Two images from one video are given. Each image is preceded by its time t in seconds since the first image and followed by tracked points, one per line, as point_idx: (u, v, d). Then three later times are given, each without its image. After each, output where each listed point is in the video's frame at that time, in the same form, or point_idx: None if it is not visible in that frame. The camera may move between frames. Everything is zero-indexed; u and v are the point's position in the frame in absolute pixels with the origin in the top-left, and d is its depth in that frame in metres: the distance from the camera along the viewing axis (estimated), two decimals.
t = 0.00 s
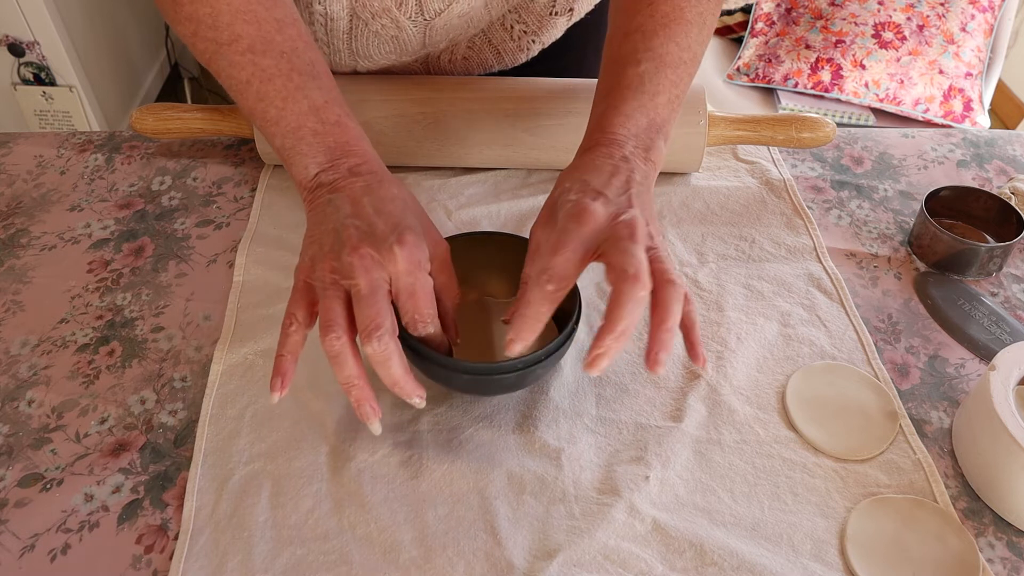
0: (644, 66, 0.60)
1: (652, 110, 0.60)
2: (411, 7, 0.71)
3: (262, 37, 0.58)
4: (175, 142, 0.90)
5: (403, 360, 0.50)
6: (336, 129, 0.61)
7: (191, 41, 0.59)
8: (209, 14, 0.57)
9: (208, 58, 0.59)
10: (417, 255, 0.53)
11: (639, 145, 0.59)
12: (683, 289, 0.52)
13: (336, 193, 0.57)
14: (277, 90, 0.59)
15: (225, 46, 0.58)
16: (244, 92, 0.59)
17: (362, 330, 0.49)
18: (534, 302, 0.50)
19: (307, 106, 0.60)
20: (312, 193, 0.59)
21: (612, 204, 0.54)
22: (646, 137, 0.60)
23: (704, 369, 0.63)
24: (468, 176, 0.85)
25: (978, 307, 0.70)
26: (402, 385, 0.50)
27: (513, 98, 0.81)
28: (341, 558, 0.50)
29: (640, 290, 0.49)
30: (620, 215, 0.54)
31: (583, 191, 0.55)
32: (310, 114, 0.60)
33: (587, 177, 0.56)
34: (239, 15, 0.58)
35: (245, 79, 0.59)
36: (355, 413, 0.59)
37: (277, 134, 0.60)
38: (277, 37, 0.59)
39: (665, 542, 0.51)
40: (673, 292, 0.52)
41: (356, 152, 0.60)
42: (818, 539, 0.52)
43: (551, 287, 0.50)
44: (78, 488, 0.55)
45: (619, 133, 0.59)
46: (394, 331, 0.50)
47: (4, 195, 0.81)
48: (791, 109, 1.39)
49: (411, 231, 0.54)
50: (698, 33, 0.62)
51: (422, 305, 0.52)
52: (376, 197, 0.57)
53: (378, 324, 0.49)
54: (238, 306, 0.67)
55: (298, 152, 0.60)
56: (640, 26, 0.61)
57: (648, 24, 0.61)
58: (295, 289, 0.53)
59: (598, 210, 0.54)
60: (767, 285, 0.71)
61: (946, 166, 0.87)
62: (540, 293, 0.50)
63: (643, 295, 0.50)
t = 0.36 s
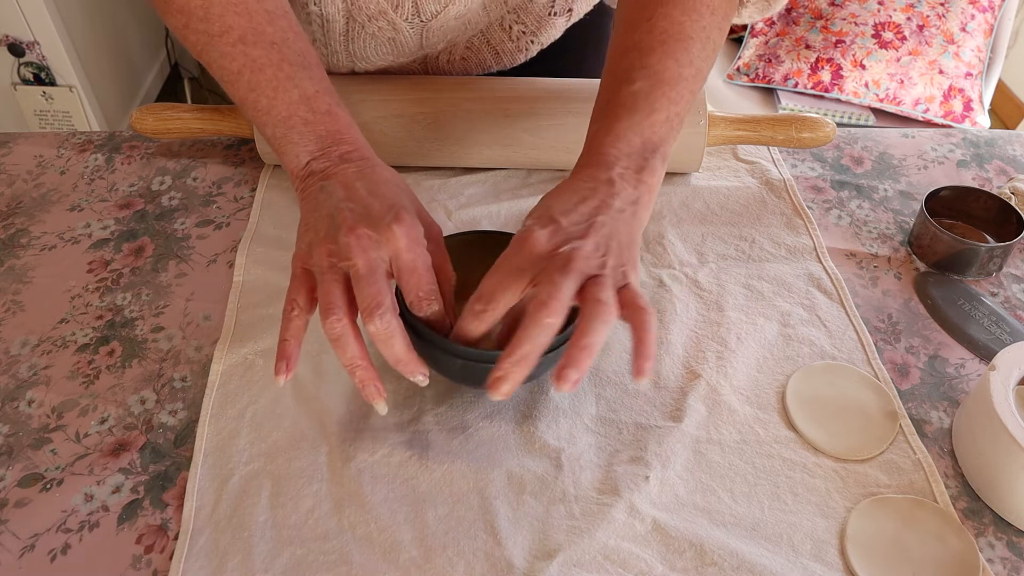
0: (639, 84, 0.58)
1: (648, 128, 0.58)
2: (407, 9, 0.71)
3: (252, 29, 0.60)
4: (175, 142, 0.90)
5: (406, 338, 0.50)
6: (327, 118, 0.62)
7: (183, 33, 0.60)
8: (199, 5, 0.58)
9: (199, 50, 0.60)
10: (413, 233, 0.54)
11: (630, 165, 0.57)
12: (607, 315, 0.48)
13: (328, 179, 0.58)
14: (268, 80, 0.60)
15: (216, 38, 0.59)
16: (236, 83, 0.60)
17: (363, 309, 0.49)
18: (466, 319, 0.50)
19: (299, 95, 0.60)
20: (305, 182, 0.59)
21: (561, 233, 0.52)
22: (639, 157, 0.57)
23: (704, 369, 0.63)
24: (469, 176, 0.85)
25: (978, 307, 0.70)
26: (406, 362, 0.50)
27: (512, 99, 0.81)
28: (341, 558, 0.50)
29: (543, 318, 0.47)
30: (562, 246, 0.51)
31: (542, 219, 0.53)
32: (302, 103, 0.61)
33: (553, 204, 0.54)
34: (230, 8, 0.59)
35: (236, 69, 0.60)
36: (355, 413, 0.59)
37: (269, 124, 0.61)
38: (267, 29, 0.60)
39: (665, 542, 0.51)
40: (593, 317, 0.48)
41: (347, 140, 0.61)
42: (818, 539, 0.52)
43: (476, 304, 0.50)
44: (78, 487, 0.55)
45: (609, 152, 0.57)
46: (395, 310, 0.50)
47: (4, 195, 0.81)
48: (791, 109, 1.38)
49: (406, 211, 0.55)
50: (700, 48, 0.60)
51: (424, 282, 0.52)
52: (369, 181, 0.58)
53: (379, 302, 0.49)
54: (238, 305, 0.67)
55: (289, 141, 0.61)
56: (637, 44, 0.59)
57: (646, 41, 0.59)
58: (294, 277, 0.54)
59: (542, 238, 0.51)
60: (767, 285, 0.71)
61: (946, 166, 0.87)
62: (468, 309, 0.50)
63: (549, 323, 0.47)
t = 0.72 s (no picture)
0: (630, 101, 0.57)
1: (639, 147, 0.57)
2: (404, 10, 0.71)
3: (244, 29, 0.60)
4: (175, 142, 0.90)
5: (397, 327, 0.50)
6: (317, 117, 0.61)
7: (177, 32, 0.60)
8: (191, 4, 0.58)
9: (192, 48, 0.60)
10: (402, 224, 0.54)
11: (617, 185, 0.56)
12: (550, 334, 0.46)
13: (318, 175, 0.58)
14: (259, 78, 0.60)
15: (209, 36, 0.59)
16: (227, 81, 0.60)
17: (354, 300, 0.50)
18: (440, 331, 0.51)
19: (289, 94, 0.60)
20: (294, 180, 0.59)
21: (526, 252, 0.51)
22: (627, 176, 0.56)
23: (705, 370, 0.63)
24: (468, 176, 0.85)
25: (978, 307, 0.70)
26: (398, 350, 0.49)
27: (512, 99, 0.81)
28: (341, 558, 0.50)
29: (483, 331, 0.46)
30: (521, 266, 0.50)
31: (513, 239, 0.53)
32: (292, 103, 0.61)
33: (528, 225, 0.54)
34: (222, 7, 0.59)
35: (228, 68, 0.60)
36: (355, 412, 0.59)
37: (259, 122, 0.61)
38: (258, 28, 0.60)
39: (665, 542, 0.51)
40: (535, 336, 0.46)
41: (336, 138, 0.61)
42: (818, 539, 0.52)
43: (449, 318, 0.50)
44: (78, 488, 0.55)
45: (597, 172, 0.56)
46: (385, 299, 0.50)
47: (4, 196, 0.81)
48: (791, 109, 1.38)
49: (395, 202, 0.56)
50: (698, 62, 0.59)
51: (412, 272, 0.52)
52: (359, 177, 0.58)
53: (369, 291, 0.49)
54: (238, 305, 0.67)
55: (279, 140, 0.60)
56: (632, 61, 0.59)
57: (640, 57, 0.58)
58: (286, 273, 0.54)
59: (505, 257, 0.51)
60: (767, 285, 0.71)
61: (946, 166, 0.87)
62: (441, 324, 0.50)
63: (489, 338, 0.46)
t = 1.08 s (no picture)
0: (638, 106, 0.57)
1: (648, 150, 0.56)
2: (403, 7, 0.71)
3: (251, 30, 0.59)
4: (175, 142, 0.90)
5: (405, 338, 0.50)
6: (326, 119, 0.62)
7: (181, 33, 0.60)
8: (198, 5, 0.58)
9: (198, 50, 0.60)
10: (410, 233, 0.55)
11: (626, 190, 0.56)
12: (537, 331, 0.46)
13: (327, 179, 0.58)
14: (267, 80, 0.60)
15: (215, 38, 0.59)
16: (234, 83, 0.60)
17: (362, 310, 0.49)
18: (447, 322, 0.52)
19: (297, 96, 0.61)
20: (303, 182, 0.60)
21: (529, 248, 0.52)
22: (636, 181, 0.56)
23: (704, 369, 0.63)
24: (468, 176, 0.85)
25: (978, 307, 0.70)
26: (406, 363, 0.50)
27: (512, 99, 0.80)
28: (341, 558, 0.50)
29: (474, 324, 0.46)
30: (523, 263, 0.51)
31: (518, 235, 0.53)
32: (300, 104, 0.61)
33: (534, 223, 0.54)
34: (229, 8, 0.58)
35: (235, 69, 0.60)
36: (355, 413, 0.59)
37: (266, 124, 0.61)
38: (266, 29, 0.60)
39: (665, 542, 0.51)
40: (524, 332, 0.46)
41: (344, 141, 0.61)
42: (818, 539, 0.52)
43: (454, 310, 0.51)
44: (78, 488, 0.55)
45: (606, 177, 0.56)
46: (393, 310, 0.50)
47: (4, 196, 0.81)
48: (791, 110, 1.38)
49: (404, 210, 0.56)
50: (711, 64, 0.58)
51: (417, 282, 0.52)
52: (368, 181, 0.58)
53: (378, 303, 0.49)
54: (238, 305, 0.67)
55: (288, 142, 0.61)
56: (642, 64, 0.59)
57: (651, 60, 0.58)
58: (293, 278, 0.54)
59: (508, 252, 0.51)
60: (767, 285, 0.71)
61: (946, 166, 0.87)
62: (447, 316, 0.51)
63: (481, 331, 0.46)
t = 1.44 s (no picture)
0: (645, 106, 0.57)
1: (655, 151, 0.56)
2: (406, 5, 0.71)
3: (250, 31, 0.59)
4: (175, 142, 0.90)
5: (403, 341, 0.50)
6: (324, 121, 0.62)
7: (180, 33, 0.60)
8: (197, 5, 0.58)
9: (197, 50, 0.60)
10: (408, 235, 0.55)
11: (632, 192, 0.56)
12: (539, 355, 0.46)
13: (325, 181, 0.58)
14: (265, 81, 0.60)
15: (214, 38, 0.59)
16: (233, 84, 0.60)
17: (360, 313, 0.50)
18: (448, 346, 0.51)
19: (296, 97, 0.61)
20: (301, 184, 0.60)
21: (530, 264, 0.51)
22: (643, 183, 0.56)
23: (705, 370, 0.63)
24: (468, 176, 0.85)
25: (978, 307, 0.70)
26: (404, 364, 0.50)
27: (512, 98, 0.80)
28: (341, 558, 0.50)
29: (475, 351, 0.47)
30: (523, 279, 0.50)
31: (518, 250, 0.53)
32: (299, 105, 0.61)
33: (535, 237, 0.54)
34: (228, 9, 0.59)
35: (233, 70, 0.59)
36: (355, 413, 0.59)
37: (265, 125, 0.61)
38: (265, 30, 0.60)
39: (665, 542, 0.51)
40: (524, 357, 0.46)
41: (343, 142, 0.61)
42: (818, 539, 0.52)
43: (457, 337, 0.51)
44: (78, 488, 0.55)
45: (612, 180, 0.56)
46: (392, 313, 0.50)
47: (4, 196, 0.81)
48: (791, 109, 1.38)
49: (402, 212, 0.56)
50: (718, 64, 0.58)
51: (416, 284, 0.52)
52: (365, 183, 0.58)
53: (376, 306, 0.49)
54: (238, 305, 0.67)
55: (286, 144, 0.61)
56: (649, 64, 0.59)
57: (657, 60, 0.58)
58: (291, 280, 0.54)
59: (508, 270, 0.51)
60: (767, 285, 0.71)
61: (946, 166, 0.87)
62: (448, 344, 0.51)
63: (482, 358, 0.47)
